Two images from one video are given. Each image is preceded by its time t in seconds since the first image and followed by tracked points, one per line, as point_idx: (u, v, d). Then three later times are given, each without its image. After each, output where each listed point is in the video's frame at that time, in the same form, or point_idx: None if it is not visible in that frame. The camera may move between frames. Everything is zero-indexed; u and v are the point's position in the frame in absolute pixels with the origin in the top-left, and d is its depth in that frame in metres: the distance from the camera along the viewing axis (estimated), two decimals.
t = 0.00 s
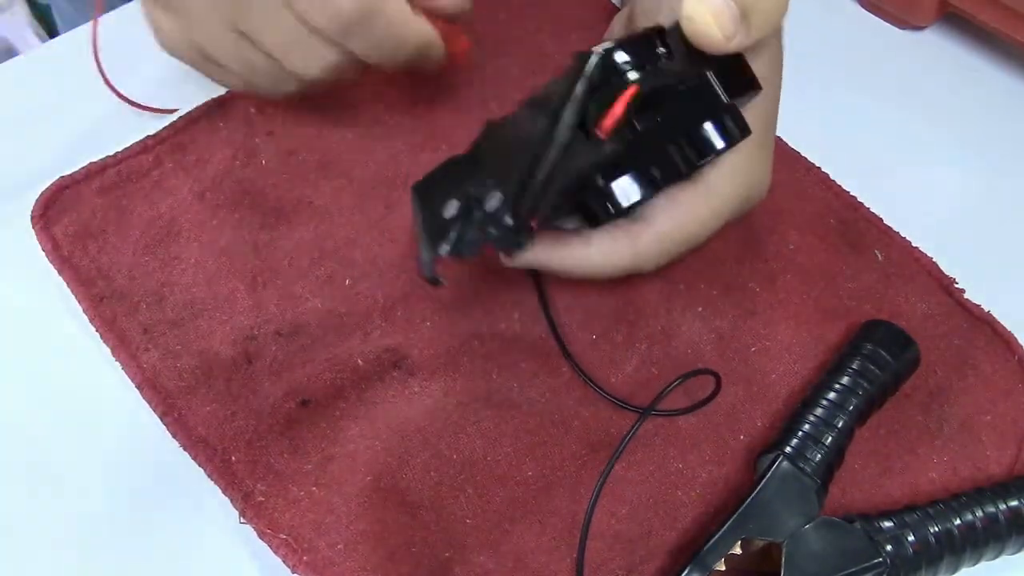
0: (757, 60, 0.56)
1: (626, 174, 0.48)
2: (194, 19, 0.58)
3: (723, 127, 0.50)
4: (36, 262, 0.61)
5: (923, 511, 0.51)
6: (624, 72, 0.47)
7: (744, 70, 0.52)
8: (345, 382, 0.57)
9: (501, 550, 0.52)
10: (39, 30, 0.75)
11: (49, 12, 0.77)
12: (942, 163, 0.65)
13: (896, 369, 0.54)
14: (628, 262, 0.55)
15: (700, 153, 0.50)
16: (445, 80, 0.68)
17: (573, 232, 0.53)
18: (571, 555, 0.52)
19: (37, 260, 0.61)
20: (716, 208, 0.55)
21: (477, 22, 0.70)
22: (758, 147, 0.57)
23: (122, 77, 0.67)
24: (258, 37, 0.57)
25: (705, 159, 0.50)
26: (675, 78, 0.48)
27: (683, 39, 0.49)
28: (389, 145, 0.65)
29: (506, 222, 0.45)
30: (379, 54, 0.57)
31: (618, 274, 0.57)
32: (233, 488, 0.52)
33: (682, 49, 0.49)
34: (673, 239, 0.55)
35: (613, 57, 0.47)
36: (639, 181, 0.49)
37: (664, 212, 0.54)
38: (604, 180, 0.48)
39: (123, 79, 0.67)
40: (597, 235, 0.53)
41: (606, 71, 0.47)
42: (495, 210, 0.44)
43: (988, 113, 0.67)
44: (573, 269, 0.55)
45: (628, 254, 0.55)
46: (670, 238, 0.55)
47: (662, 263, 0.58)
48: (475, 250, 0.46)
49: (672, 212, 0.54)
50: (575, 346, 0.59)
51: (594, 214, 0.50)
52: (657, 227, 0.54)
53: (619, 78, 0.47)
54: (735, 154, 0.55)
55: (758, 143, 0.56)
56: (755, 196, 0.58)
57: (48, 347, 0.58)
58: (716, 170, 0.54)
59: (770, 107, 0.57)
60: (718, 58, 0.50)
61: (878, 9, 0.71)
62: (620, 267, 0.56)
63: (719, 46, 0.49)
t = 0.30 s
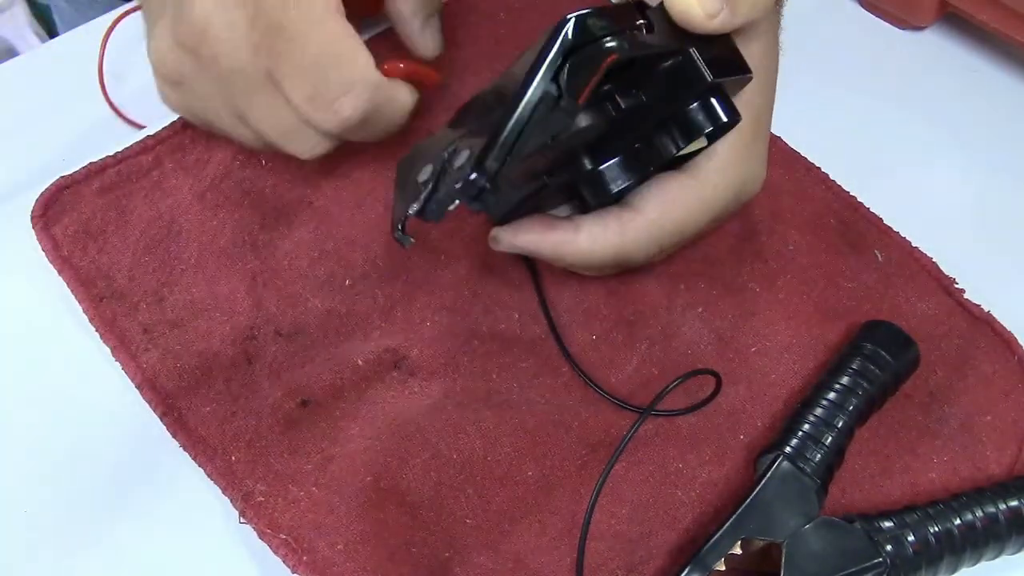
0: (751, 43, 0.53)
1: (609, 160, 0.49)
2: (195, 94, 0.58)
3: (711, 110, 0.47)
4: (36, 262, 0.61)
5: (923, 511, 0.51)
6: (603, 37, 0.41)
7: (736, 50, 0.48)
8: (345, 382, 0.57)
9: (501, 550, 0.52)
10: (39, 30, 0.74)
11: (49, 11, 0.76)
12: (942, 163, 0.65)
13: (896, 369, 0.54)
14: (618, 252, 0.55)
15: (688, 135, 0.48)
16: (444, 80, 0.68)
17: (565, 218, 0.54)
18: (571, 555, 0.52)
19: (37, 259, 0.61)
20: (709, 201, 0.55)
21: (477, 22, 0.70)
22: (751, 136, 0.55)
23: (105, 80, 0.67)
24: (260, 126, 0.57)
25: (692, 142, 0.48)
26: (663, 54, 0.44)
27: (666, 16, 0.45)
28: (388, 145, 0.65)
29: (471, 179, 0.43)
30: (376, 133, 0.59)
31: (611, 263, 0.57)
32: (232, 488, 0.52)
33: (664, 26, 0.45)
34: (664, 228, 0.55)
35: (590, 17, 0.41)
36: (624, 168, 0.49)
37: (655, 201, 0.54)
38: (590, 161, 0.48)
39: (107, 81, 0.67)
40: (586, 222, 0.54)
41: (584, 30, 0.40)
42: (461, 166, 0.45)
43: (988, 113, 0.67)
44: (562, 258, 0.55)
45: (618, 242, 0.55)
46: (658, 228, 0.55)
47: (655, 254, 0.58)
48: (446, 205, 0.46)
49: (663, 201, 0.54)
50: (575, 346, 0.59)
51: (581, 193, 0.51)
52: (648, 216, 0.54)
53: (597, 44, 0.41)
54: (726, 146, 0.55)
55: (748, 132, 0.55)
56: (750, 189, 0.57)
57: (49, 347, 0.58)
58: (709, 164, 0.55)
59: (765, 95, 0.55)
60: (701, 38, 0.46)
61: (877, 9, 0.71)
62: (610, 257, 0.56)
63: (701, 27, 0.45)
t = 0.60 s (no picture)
0: (740, 29, 0.53)
1: (595, 145, 0.48)
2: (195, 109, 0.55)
3: (691, 89, 0.47)
4: (36, 262, 0.61)
5: (923, 511, 0.51)
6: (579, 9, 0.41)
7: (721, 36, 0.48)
8: (345, 382, 0.57)
9: (501, 550, 0.52)
10: (40, 30, 0.74)
11: (49, 12, 0.76)
12: (942, 163, 0.65)
13: (896, 369, 0.54)
14: (603, 240, 0.54)
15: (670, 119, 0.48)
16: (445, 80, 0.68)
17: (551, 202, 0.53)
18: (571, 555, 0.52)
19: (37, 259, 0.61)
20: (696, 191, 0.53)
21: (477, 22, 0.70)
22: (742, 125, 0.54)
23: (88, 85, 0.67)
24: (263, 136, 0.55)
25: (674, 122, 0.48)
26: (644, 33, 0.44)
27: None
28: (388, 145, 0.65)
29: (432, 134, 0.42)
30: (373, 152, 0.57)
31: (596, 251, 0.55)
32: (231, 488, 0.52)
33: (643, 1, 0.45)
34: (650, 217, 0.53)
35: None
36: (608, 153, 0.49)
37: (641, 188, 0.53)
38: (574, 146, 0.48)
39: (80, 83, 0.67)
40: (571, 206, 0.53)
41: None
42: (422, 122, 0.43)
43: (988, 113, 0.67)
44: (546, 242, 0.54)
45: (603, 228, 0.53)
46: (644, 216, 0.53)
47: (643, 245, 0.56)
48: (409, 171, 0.44)
49: (648, 188, 0.53)
50: (574, 346, 0.59)
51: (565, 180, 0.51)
52: (633, 202, 0.53)
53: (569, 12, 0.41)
54: (714, 135, 0.53)
55: (738, 120, 0.53)
56: (740, 183, 0.55)
57: (48, 347, 0.58)
58: (698, 152, 0.53)
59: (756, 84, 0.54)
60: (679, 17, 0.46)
61: (877, 9, 0.71)
62: (595, 245, 0.54)
63: None
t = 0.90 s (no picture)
0: (741, 28, 0.53)
1: (598, 142, 0.49)
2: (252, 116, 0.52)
3: (692, 86, 0.47)
4: (36, 262, 0.61)
5: (923, 511, 0.51)
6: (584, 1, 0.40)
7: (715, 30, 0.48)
8: (345, 382, 0.57)
9: (501, 550, 0.52)
10: (39, 30, 0.74)
11: (48, 12, 0.76)
12: (942, 163, 0.65)
13: (896, 369, 0.54)
14: (604, 242, 0.53)
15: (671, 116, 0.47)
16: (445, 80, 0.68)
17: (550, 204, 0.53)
18: (571, 555, 0.52)
19: (37, 258, 0.61)
20: (699, 189, 0.53)
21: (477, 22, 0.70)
22: (742, 123, 0.54)
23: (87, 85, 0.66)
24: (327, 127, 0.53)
25: (675, 120, 0.48)
26: (647, 28, 0.44)
27: None
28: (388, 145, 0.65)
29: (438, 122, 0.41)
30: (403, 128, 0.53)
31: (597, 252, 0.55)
32: (231, 487, 0.52)
33: None
34: (651, 216, 0.53)
35: None
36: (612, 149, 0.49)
37: (642, 188, 0.52)
38: (576, 145, 0.48)
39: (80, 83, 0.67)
40: (572, 206, 0.53)
41: None
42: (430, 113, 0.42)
43: (989, 114, 0.67)
44: (546, 243, 0.54)
45: (604, 230, 0.53)
46: (646, 217, 0.53)
47: (644, 246, 0.56)
48: (414, 166, 0.43)
49: (651, 188, 0.52)
50: (574, 346, 0.59)
51: (564, 176, 0.50)
52: (634, 202, 0.52)
53: (571, 2, 0.40)
54: (716, 132, 0.53)
55: (739, 117, 0.53)
56: (739, 183, 0.55)
57: (49, 347, 0.58)
58: (699, 151, 0.53)
59: (757, 81, 0.54)
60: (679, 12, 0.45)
61: (877, 9, 0.71)
62: (597, 247, 0.54)
63: None
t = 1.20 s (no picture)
0: (733, 22, 0.53)
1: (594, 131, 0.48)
2: (314, 132, 0.55)
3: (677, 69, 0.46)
4: (36, 262, 0.61)
5: (923, 511, 0.51)
6: None
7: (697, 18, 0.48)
8: (344, 382, 0.57)
9: (501, 551, 0.52)
10: (40, 30, 0.74)
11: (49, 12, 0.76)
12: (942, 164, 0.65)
13: (896, 369, 0.54)
14: (603, 240, 0.54)
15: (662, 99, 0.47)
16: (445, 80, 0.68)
17: (548, 204, 0.53)
18: (571, 556, 0.52)
19: (37, 258, 0.61)
20: (695, 184, 0.54)
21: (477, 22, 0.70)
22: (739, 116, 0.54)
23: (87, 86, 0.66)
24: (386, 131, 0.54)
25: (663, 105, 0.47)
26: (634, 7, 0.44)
27: None
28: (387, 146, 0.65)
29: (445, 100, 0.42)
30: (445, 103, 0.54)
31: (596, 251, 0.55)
32: (230, 487, 0.52)
33: None
34: (649, 213, 0.53)
35: None
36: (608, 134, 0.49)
37: (639, 186, 0.53)
38: (571, 138, 0.48)
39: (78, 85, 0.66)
40: (570, 206, 0.53)
41: None
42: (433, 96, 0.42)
43: (989, 115, 0.67)
44: (545, 244, 0.54)
45: (603, 229, 0.53)
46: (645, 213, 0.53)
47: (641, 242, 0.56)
48: (416, 154, 0.45)
49: (649, 184, 0.53)
50: (574, 347, 0.59)
51: (558, 170, 0.50)
52: (631, 200, 0.53)
53: None
54: (712, 127, 0.53)
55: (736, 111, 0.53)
56: (737, 176, 0.56)
57: (48, 347, 0.58)
58: (695, 146, 0.53)
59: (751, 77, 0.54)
60: None
61: (877, 9, 0.71)
62: (596, 245, 0.54)
63: None
